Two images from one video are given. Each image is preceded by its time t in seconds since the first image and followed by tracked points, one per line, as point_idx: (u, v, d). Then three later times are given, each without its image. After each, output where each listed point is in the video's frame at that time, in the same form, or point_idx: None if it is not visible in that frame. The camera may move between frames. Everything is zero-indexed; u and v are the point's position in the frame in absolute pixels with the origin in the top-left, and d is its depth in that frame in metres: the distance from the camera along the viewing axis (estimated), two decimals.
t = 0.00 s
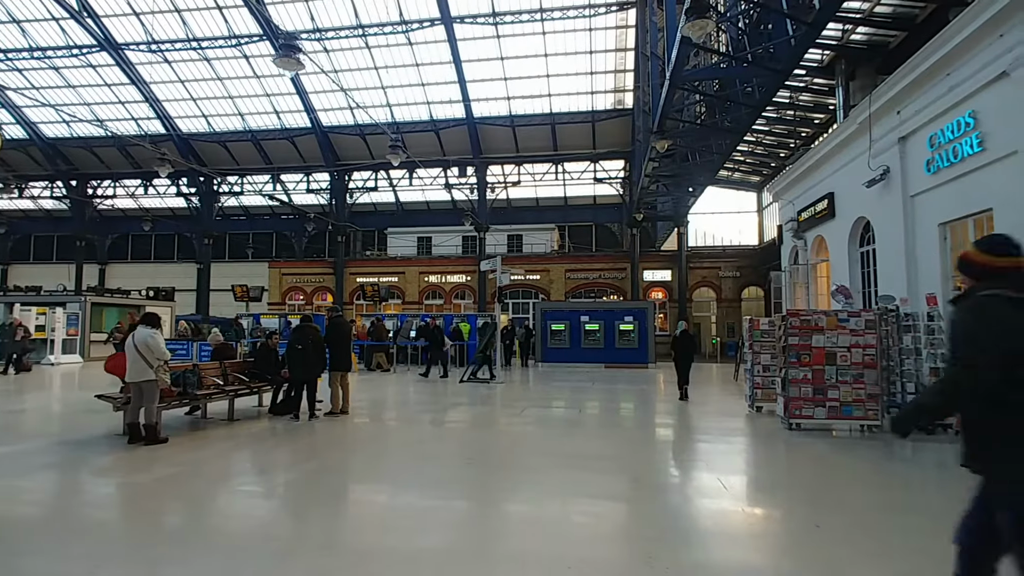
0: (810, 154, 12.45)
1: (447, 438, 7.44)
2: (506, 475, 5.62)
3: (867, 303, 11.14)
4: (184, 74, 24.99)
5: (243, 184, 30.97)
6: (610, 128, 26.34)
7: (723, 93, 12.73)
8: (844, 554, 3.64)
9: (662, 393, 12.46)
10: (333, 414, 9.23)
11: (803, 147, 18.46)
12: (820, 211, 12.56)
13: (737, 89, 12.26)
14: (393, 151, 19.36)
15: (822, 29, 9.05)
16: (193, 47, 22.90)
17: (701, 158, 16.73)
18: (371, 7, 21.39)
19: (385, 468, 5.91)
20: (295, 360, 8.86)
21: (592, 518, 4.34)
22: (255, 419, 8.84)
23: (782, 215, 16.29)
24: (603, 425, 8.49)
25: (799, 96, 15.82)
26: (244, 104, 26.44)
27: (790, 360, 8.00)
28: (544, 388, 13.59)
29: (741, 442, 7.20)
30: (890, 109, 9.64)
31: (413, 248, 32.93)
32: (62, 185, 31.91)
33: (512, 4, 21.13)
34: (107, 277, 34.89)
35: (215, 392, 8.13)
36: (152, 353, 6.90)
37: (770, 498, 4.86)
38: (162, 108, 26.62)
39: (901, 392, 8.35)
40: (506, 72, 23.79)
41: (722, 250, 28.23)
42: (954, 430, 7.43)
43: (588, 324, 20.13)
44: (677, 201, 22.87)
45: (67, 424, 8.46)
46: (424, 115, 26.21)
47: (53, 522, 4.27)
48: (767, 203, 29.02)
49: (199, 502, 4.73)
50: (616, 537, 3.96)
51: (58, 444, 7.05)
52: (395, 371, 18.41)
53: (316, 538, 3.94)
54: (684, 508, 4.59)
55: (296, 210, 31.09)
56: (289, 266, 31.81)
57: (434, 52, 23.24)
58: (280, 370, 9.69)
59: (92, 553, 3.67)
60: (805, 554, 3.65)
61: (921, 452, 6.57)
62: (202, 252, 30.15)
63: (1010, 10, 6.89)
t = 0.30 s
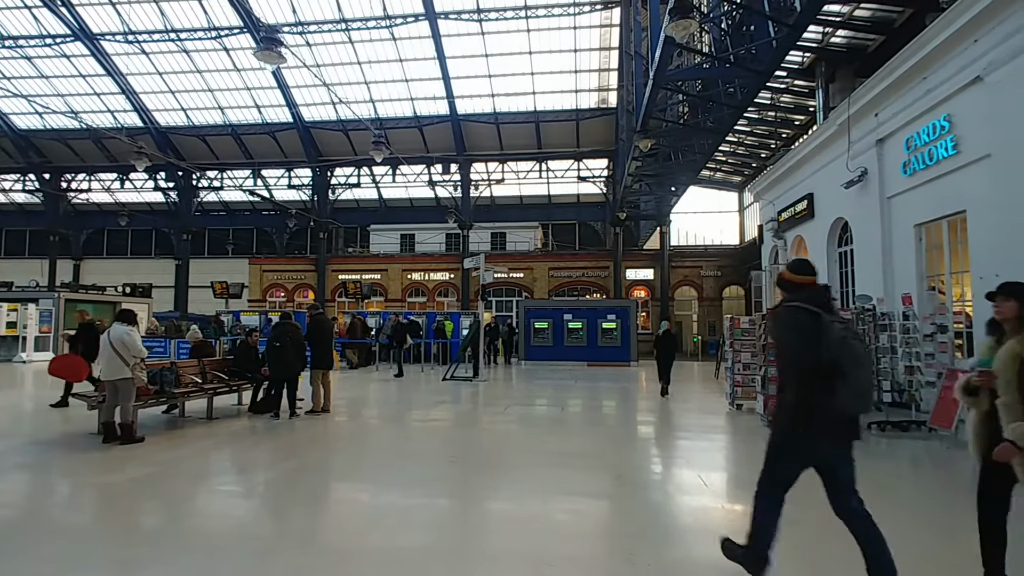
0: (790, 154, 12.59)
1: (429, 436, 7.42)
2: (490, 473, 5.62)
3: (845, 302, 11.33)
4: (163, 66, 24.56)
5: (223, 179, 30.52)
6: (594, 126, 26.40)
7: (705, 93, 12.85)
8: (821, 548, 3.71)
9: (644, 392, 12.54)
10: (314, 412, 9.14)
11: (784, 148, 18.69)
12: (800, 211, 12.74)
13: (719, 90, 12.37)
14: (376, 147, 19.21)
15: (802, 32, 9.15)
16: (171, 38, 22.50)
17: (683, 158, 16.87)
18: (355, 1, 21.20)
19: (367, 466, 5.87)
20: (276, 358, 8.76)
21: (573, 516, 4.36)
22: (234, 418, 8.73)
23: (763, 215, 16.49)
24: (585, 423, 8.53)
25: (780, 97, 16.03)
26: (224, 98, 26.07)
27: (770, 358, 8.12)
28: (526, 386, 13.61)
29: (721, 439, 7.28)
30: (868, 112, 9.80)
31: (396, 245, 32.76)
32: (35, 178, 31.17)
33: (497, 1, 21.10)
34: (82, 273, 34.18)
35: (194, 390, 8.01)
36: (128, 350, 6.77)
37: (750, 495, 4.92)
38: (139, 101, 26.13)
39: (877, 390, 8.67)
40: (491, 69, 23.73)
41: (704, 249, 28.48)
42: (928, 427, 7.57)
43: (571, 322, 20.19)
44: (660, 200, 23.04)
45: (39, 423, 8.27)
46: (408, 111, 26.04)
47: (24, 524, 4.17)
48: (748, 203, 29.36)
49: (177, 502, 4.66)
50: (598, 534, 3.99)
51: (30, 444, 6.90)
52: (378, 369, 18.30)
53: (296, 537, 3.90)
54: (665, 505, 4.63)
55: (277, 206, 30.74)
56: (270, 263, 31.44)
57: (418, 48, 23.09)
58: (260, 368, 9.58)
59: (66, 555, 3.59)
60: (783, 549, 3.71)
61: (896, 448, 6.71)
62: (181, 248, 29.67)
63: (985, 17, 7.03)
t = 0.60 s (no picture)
0: (771, 155, 12.73)
1: (411, 435, 7.38)
2: (471, 472, 5.60)
3: (824, 302, 11.49)
4: (141, 59, 24.14)
5: (203, 175, 30.08)
6: (578, 126, 26.44)
7: (688, 94, 12.95)
8: (801, 545, 3.74)
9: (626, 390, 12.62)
10: (295, 411, 9.05)
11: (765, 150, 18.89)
12: (780, 212, 12.90)
13: (702, 91, 12.48)
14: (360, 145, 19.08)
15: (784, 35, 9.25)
16: (150, 31, 22.13)
17: (666, 159, 17.00)
18: None
19: (347, 466, 5.82)
20: (255, 357, 8.65)
21: (556, 514, 4.36)
22: (213, 418, 8.60)
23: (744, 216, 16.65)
24: (567, 422, 8.54)
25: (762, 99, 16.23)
26: (204, 92, 25.71)
27: (750, 357, 8.21)
28: (510, 384, 13.62)
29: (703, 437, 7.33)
30: (847, 114, 9.94)
31: (379, 243, 32.56)
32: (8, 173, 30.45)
33: None
34: (57, 269, 33.48)
35: (171, 389, 7.88)
36: (104, 348, 6.63)
37: (732, 493, 4.95)
38: (116, 94, 25.66)
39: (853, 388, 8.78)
40: (475, 67, 23.70)
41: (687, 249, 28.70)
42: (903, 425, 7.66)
43: (555, 321, 20.23)
44: (643, 200, 23.19)
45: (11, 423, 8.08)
46: (391, 109, 25.88)
47: None
48: (729, 204, 29.66)
49: (153, 502, 4.58)
50: (582, 532, 4.00)
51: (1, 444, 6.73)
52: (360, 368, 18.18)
53: (277, 538, 3.87)
54: (647, 503, 4.64)
55: (258, 203, 30.38)
56: (251, 260, 31.07)
57: (402, 45, 22.98)
58: (240, 367, 9.46)
59: (36, 557, 3.51)
60: (763, 546, 3.75)
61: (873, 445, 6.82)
62: (159, 244, 29.19)
63: (961, 22, 7.15)
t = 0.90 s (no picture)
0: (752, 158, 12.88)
1: (394, 437, 7.34)
2: (455, 473, 5.59)
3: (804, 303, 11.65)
4: (117, 56, 23.72)
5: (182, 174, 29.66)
6: (562, 128, 26.52)
7: (671, 97, 13.06)
8: (782, 544, 3.78)
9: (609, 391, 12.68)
10: (276, 413, 8.96)
11: (745, 153, 19.12)
12: (760, 214, 13.07)
13: (684, 94, 12.61)
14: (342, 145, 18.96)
15: (764, 40, 9.38)
16: (127, 27, 21.76)
17: (648, 161, 17.13)
18: None
19: (330, 468, 5.78)
20: (236, 359, 8.56)
21: (540, 515, 4.37)
22: (192, 420, 8.48)
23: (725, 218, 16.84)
24: (551, 422, 8.57)
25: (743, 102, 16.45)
26: (183, 90, 25.33)
27: (731, 357, 8.30)
28: (493, 385, 13.63)
29: (685, 437, 7.39)
30: (825, 119, 10.11)
31: (362, 244, 32.37)
32: None
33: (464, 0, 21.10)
34: (30, 270, 32.75)
35: (149, 392, 7.76)
36: (79, 350, 6.51)
37: (713, 492, 5.00)
38: (91, 91, 25.19)
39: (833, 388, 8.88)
40: (459, 68, 23.67)
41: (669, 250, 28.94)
42: (881, 423, 7.77)
43: (538, 322, 20.27)
44: (625, 202, 23.35)
45: None
46: (374, 109, 25.74)
47: None
48: (711, 206, 29.98)
49: (130, 508, 4.49)
50: (565, 531, 4.01)
51: None
52: (343, 369, 18.03)
53: (258, 542, 3.81)
54: (630, 503, 4.67)
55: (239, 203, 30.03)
56: (231, 261, 30.69)
57: (385, 45, 22.90)
58: (220, 369, 9.35)
59: (6, 565, 3.42)
60: (745, 544, 3.79)
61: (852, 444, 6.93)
62: (136, 245, 28.71)
63: (935, 29, 7.31)
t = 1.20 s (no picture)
0: (732, 160, 13.03)
1: (376, 440, 7.28)
2: (437, 476, 5.56)
3: (783, 303, 11.81)
4: (91, 54, 23.27)
5: (158, 175, 29.17)
6: (544, 130, 26.57)
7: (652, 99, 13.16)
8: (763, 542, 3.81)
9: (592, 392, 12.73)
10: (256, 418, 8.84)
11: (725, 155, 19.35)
12: (740, 216, 13.22)
13: (665, 97, 12.70)
14: (323, 146, 18.80)
15: (743, 44, 9.49)
16: (101, 25, 21.34)
17: (630, 163, 17.24)
18: None
19: (311, 472, 5.71)
20: (214, 362, 8.43)
21: (523, 517, 4.37)
22: (169, 425, 8.32)
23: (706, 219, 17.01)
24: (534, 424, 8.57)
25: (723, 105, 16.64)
26: (159, 90, 24.91)
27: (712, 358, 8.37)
28: (476, 387, 13.60)
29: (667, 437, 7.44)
30: (803, 121, 10.26)
31: (344, 245, 32.13)
32: None
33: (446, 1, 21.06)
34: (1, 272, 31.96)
35: (125, 397, 7.61)
36: (52, 355, 6.36)
37: (695, 491, 5.04)
38: (64, 90, 24.69)
39: (812, 387, 8.99)
40: (441, 69, 23.61)
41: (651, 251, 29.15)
42: (859, 421, 7.90)
43: (521, 324, 20.28)
44: (608, 203, 23.49)
45: None
46: (356, 109, 25.55)
47: None
48: (691, 208, 30.27)
49: (105, 516, 4.39)
50: (549, 534, 4.01)
51: None
52: (325, 372, 17.88)
53: (237, 549, 3.74)
54: (614, 504, 4.68)
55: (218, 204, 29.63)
56: (210, 263, 30.26)
57: (367, 46, 22.77)
58: (198, 372, 9.20)
59: None
60: (726, 543, 3.82)
61: (829, 442, 7.05)
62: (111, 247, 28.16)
63: (908, 35, 7.47)
